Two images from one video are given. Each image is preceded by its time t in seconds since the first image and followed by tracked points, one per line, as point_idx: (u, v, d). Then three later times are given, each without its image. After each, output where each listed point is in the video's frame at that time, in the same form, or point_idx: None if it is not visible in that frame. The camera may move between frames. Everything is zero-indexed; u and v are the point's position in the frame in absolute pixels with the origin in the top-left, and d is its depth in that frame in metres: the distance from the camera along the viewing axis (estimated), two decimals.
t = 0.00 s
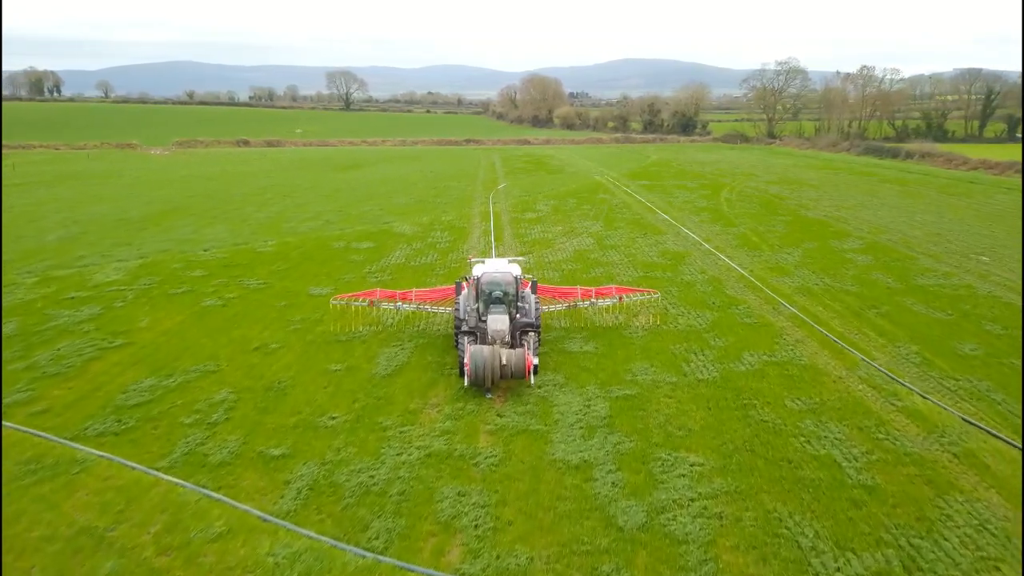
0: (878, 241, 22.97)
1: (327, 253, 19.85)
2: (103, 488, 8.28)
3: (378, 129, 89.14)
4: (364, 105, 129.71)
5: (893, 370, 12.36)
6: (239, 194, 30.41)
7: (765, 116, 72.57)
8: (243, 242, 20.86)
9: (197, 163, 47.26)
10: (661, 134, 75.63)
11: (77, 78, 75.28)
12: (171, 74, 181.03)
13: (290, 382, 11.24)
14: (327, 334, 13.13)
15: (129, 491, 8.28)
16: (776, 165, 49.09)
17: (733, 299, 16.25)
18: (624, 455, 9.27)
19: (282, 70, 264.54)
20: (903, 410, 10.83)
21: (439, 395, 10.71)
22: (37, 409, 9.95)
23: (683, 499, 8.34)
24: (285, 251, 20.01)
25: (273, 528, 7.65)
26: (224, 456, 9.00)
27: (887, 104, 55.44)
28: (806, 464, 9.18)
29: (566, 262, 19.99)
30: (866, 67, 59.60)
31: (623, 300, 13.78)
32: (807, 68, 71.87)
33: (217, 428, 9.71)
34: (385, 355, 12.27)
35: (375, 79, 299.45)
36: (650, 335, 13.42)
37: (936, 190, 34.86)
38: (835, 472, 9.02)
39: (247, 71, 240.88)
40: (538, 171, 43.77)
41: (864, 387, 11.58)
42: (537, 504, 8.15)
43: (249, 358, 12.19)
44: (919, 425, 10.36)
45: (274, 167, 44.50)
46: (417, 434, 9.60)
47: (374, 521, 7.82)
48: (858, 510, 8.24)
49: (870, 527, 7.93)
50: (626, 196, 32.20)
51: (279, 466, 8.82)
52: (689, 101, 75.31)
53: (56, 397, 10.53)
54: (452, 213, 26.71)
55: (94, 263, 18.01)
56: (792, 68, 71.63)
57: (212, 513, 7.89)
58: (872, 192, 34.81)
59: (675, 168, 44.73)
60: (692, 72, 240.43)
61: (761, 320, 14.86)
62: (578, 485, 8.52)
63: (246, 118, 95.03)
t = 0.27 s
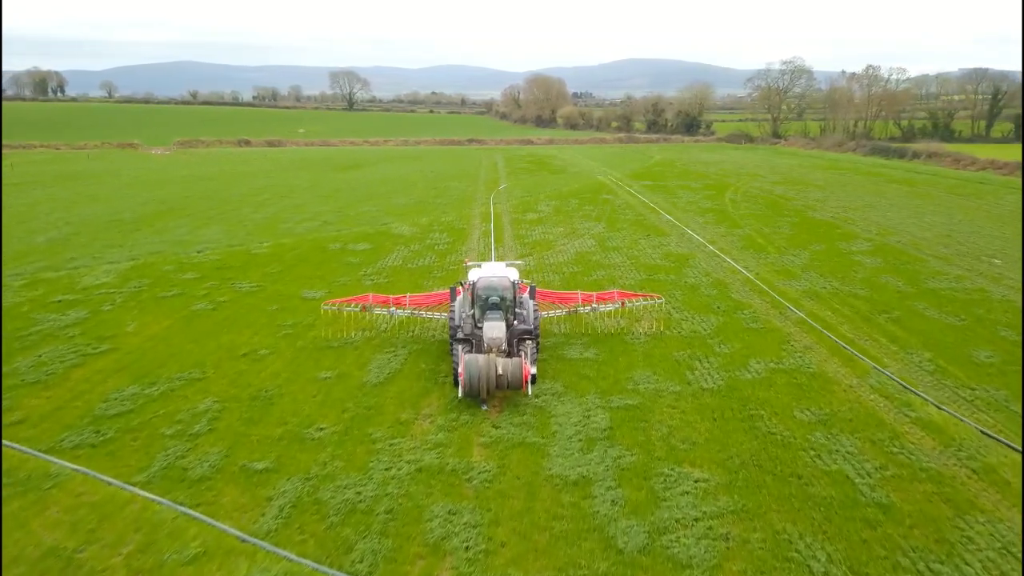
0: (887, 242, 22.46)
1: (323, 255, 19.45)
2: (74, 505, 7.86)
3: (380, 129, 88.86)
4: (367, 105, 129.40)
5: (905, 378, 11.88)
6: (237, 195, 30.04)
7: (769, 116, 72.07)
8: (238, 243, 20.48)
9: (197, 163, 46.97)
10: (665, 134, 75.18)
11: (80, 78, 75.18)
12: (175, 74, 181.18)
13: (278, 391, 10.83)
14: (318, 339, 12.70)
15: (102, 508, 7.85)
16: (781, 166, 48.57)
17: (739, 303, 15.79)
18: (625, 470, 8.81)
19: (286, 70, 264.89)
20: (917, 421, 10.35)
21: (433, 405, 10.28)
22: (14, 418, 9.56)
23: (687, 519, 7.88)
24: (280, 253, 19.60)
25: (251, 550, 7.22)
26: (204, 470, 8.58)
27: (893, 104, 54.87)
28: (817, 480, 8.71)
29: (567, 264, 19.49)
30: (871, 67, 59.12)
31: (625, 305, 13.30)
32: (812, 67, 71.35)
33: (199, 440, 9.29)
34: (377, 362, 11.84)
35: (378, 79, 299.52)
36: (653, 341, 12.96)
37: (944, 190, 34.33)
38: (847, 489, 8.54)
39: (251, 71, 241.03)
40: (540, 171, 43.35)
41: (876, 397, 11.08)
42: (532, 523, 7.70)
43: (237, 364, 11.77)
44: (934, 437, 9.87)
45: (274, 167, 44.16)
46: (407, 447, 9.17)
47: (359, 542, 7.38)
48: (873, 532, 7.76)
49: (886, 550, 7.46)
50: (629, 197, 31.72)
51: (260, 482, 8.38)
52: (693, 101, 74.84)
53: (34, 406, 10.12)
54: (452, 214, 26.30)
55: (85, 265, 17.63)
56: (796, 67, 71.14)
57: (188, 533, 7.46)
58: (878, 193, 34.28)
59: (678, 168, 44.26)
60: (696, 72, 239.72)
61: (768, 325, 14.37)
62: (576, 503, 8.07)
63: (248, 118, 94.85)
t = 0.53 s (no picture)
0: (896, 245, 21.92)
1: (318, 257, 19.03)
2: (42, 525, 7.44)
3: (382, 129, 88.54)
4: (371, 105, 129.36)
5: (919, 388, 11.37)
6: (234, 195, 29.65)
7: (773, 116, 71.44)
8: (232, 246, 20.09)
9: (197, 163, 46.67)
10: (669, 134, 74.63)
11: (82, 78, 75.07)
12: (179, 75, 181.31)
13: (265, 400, 10.40)
14: (309, 346, 12.26)
15: (72, 528, 7.44)
16: (786, 166, 47.99)
17: (745, 308, 15.30)
18: (625, 487, 8.35)
19: (290, 70, 265.27)
20: (933, 434, 9.85)
21: (425, 417, 9.83)
22: None
23: (691, 542, 7.41)
24: (274, 255, 19.19)
25: None
26: (182, 487, 8.16)
27: (899, 104, 54.25)
28: (829, 499, 8.22)
29: (568, 267, 19.00)
30: (877, 67, 58.52)
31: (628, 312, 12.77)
32: (817, 67, 70.71)
33: (179, 453, 8.87)
34: (369, 371, 11.38)
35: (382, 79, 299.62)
36: (656, 349, 12.47)
37: (953, 191, 33.72)
38: (861, 509, 8.06)
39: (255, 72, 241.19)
40: (541, 172, 42.86)
41: (889, 408, 10.58)
42: (527, 547, 7.25)
43: (223, 372, 11.35)
44: (952, 452, 9.37)
45: (273, 167, 43.80)
46: (397, 462, 8.73)
47: (342, 567, 6.94)
48: (889, 557, 7.28)
49: None
50: (632, 198, 31.22)
51: (241, 500, 7.95)
52: (697, 101, 74.26)
53: (9, 417, 9.72)
54: (452, 215, 25.86)
55: (74, 268, 17.26)
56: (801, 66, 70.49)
57: (160, 556, 7.03)
58: (886, 194, 33.69)
59: (682, 169, 43.75)
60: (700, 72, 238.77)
61: (775, 332, 13.87)
62: (573, 525, 7.62)
63: (251, 118, 94.68)
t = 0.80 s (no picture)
0: (906, 247, 21.37)
1: (313, 259, 18.61)
2: (7, 547, 7.02)
3: (384, 128, 88.18)
4: (374, 105, 129.06)
5: (934, 398, 10.87)
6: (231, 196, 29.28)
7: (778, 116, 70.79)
8: (226, 247, 19.69)
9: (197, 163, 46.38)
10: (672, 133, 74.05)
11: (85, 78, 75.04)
12: (183, 74, 181.35)
13: (250, 410, 9.97)
14: (299, 353, 11.83)
15: (37, 550, 7.01)
16: (791, 166, 47.39)
17: (751, 313, 14.80)
18: (626, 506, 7.89)
19: (293, 70, 265.40)
20: (951, 448, 9.34)
21: (416, 429, 9.39)
22: None
23: (695, 568, 6.95)
24: (268, 258, 18.76)
25: None
26: (157, 505, 7.73)
27: (905, 103, 53.62)
28: (842, 521, 7.74)
29: (569, 269, 18.49)
30: (883, 66, 57.86)
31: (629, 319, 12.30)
32: (822, 66, 70.03)
33: (157, 468, 8.45)
34: (359, 380, 10.95)
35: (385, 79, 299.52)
36: (659, 356, 11.99)
37: (962, 191, 33.10)
38: (876, 531, 7.59)
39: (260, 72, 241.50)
40: (543, 172, 42.38)
41: (903, 420, 10.07)
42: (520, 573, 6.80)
43: (208, 380, 10.93)
44: (971, 469, 8.87)
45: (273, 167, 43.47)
46: (385, 479, 8.29)
47: None
48: None
49: None
50: (635, 198, 30.72)
51: (218, 519, 7.52)
52: (700, 100, 73.65)
53: None
54: (451, 215, 25.41)
55: (63, 270, 16.88)
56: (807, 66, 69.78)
57: None
58: (894, 194, 33.10)
59: (685, 169, 43.23)
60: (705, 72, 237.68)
61: (782, 338, 13.36)
62: (570, 548, 7.16)
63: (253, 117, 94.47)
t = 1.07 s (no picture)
0: (915, 249, 20.83)
1: (307, 262, 18.18)
2: None
3: (386, 128, 87.82)
4: (377, 105, 128.71)
5: (951, 409, 10.34)
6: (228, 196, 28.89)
7: (782, 116, 70.16)
8: (219, 249, 19.28)
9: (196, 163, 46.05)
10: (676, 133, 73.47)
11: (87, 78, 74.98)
12: (187, 74, 181.79)
13: (233, 422, 9.53)
14: (286, 361, 11.39)
15: None
16: (796, 166, 46.80)
17: (757, 318, 14.30)
18: (626, 528, 7.41)
19: (297, 70, 265.54)
20: (970, 464, 8.83)
21: (406, 443, 8.94)
22: None
23: None
24: (261, 260, 18.34)
25: None
26: (128, 525, 7.28)
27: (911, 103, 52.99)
28: (858, 545, 7.25)
29: (569, 271, 17.99)
30: (888, 65, 57.21)
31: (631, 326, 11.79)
32: (827, 65, 69.37)
33: (131, 485, 8.01)
34: (348, 389, 10.49)
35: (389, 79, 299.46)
36: (661, 364, 11.50)
37: (971, 191, 32.49)
38: (893, 557, 7.10)
39: (263, 72, 241.67)
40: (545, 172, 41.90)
41: (919, 434, 9.55)
42: None
43: (192, 389, 10.50)
44: (993, 487, 8.36)
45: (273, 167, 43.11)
46: (371, 497, 7.83)
47: None
48: None
49: None
50: (638, 199, 30.22)
51: (192, 542, 7.07)
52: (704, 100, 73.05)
53: None
54: (450, 216, 24.96)
55: (51, 272, 16.49)
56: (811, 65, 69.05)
57: None
58: (901, 195, 32.51)
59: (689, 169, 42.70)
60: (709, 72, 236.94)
61: (790, 344, 12.85)
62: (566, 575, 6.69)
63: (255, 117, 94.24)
